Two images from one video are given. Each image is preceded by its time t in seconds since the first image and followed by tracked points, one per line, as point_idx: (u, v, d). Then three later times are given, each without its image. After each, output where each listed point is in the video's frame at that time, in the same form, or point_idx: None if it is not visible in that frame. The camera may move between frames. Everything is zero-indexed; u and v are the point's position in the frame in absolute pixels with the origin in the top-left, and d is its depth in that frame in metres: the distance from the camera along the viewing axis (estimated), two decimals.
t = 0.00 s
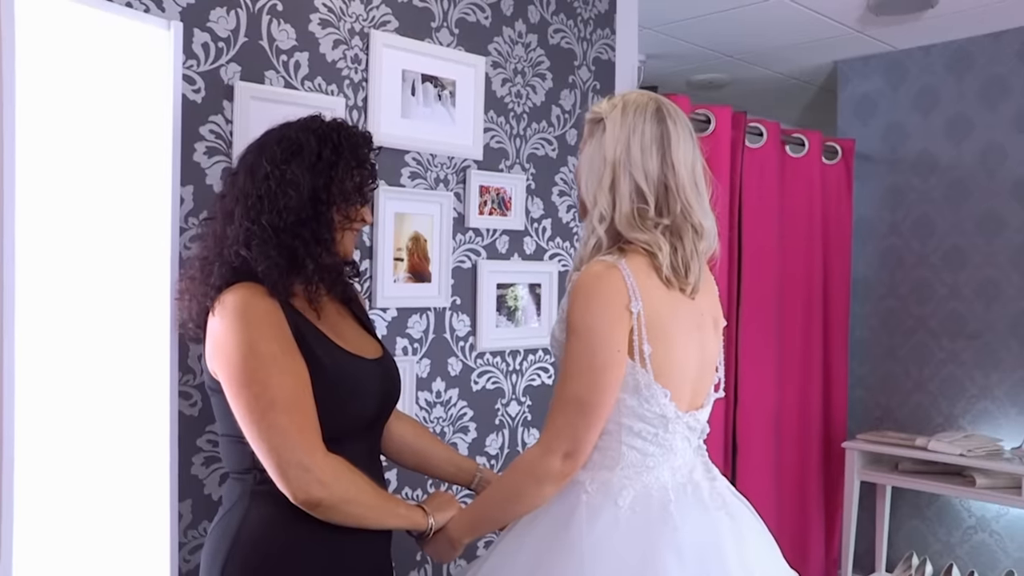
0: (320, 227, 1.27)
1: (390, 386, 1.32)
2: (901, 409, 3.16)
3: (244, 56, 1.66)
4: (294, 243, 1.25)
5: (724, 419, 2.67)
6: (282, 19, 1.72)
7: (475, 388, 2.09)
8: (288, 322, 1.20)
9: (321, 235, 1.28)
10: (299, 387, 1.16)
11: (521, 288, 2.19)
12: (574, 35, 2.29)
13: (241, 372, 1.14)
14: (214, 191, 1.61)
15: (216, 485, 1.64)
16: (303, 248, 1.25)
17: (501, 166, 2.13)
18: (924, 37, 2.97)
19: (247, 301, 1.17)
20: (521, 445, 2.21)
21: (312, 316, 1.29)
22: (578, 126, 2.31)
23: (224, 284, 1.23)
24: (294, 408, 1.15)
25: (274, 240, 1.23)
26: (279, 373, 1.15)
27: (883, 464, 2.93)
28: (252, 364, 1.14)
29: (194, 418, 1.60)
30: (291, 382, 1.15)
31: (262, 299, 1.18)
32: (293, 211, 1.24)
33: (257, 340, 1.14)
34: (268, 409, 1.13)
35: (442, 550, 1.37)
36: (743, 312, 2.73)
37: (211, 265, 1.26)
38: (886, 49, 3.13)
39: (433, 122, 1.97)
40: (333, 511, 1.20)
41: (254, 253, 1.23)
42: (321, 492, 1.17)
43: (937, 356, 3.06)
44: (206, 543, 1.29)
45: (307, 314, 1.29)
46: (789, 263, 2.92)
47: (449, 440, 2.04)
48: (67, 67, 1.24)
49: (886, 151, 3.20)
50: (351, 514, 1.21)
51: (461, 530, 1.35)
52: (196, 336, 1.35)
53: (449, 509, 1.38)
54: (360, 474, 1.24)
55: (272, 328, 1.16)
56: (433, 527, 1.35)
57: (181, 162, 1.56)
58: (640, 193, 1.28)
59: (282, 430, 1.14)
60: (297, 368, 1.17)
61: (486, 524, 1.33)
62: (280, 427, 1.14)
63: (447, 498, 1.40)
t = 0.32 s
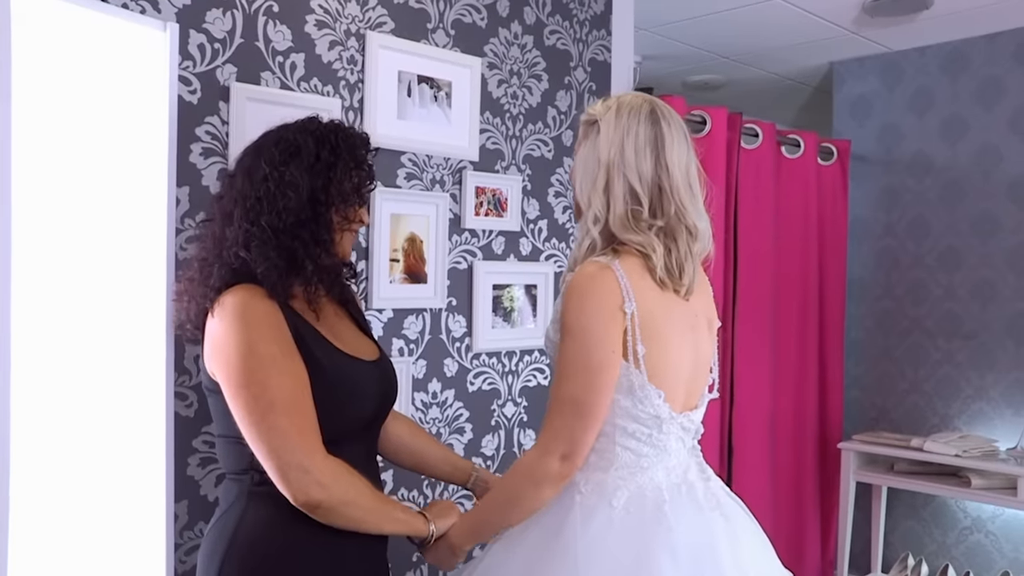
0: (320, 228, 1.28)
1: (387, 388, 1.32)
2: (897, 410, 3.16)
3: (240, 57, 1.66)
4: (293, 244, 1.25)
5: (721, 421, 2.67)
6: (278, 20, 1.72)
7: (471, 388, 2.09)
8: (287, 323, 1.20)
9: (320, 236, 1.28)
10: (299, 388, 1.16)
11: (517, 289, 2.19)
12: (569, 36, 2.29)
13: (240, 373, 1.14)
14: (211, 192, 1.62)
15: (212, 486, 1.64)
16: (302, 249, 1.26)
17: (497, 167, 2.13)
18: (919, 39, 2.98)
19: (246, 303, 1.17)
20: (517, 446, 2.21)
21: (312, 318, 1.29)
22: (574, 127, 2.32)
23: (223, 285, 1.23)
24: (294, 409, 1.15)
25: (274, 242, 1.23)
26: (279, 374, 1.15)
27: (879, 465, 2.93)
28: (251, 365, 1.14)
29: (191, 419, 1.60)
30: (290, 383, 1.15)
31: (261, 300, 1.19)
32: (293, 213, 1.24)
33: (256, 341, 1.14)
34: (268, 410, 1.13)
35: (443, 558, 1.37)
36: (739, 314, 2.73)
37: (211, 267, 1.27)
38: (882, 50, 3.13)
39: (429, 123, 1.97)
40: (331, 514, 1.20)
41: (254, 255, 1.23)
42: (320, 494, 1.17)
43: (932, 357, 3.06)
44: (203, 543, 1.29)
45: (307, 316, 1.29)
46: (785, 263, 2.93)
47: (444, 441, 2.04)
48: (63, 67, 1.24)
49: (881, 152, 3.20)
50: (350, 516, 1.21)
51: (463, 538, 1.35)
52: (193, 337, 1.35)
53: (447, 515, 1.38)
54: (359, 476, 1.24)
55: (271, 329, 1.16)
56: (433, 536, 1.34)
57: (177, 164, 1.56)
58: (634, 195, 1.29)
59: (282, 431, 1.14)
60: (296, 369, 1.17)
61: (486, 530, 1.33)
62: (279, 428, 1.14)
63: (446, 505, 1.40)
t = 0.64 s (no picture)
0: (326, 228, 1.28)
1: (388, 390, 1.32)
2: (895, 412, 3.16)
3: (239, 59, 1.66)
4: (301, 246, 1.25)
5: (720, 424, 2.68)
6: (276, 22, 1.72)
7: (469, 390, 2.09)
8: (300, 324, 1.20)
9: (325, 236, 1.28)
10: (315, 386, 1.15)
11: (516, 290, 2.19)
12: (568, 38, 2.29)
13: (257, 374, 1.13)
14: (210, 194, 1.62)
15: (211, 487, 1.65)
16: (310, 250, 1.26)
17: (495, 169, 2.14)
18: (917, 41, 2.98)
19: (259, 305, 1.17)
20: (516, 447, 2.21)
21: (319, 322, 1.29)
22: (572, 129, 2.32)
23: (233, 288, 1.22)
24: (313, 407, 1.14)
25: (282, 244, 1.23)
26: (295, 374, 1.14)
27: (878, 466, 2.93)
28: (265, 365, 1.13)
29: (189, 420, 1.61)
30: (307, 383, 1.14)
31: (273, 302, 1.18)
32: (299, 215, 1.24)
33: (270, 341, 1.14)
34: (286, 410, 1.12)
35: None
36: (738, 315, 2.74)
37: (218, 271, 1.25)
38: (880, 52, 3.13)
39: (427, 124, 1.98)
40: (351, 513, 1.17)
41: (264, 258, 1.22)
42: (341, 492, 1.16)
43: (931, 358, 3.06)
44: (203, 544, 1.29)
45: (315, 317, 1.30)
46: (783, 264, 2.93)
47: (443, 442, 2.04)
48: (62, 68, 1.24)
49: (879, 153, 3.20)
50: (370, 517, 1.18)
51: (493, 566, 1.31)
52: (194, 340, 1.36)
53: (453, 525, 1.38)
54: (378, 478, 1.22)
55: (285, 331, 1.16)
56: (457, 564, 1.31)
57: (176, 165, 1.56)
58: (630, 197, 1.29)
59: (302, 431, 1.13)
60: (311, 369, 1.16)
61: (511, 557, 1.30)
62: (299, 426, 1.13)
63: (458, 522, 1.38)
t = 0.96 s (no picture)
0: (341, 223, 1.25)
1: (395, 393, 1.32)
2: (898, 412, 3.16)
3: (241, 60, 1.66)
4: (316, 241, 1.22)
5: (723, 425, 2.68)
6: (279, 23, 1.72)
7: (472, 391, 2.09)
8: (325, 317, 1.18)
9: (339, 232, 1.25)
10: (350, 368, 1.14)
11: (518, 291, 2.19)
12: (570, 38, 2.29)
13: (293, 366, 1.11)
14: (213, 195, 1.62)
15: (214, 488, 1.65)
16: (326, 245, 1.23)
17: (498, 170, 2.14)
18: (920, 40, 2.98)
19: (285, 297, 1.15)
20: (519, 448, 2.21)
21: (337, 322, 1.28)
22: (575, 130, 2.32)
23: (252, 283, 1.19)
24: (351, 393, 1.12)
25: (299, 240, 1.21)
26: (330, 362, 1.12)
27: (881, 467, 2.92)
28: (300, 354, 1.11)
29: (192, 421, 1.60)
30: (344, 370, 1.13)
31: (298, 296, 1.16)
32: (313, 211, 1.21)
33: (301, 331, 1.12)
34: (326, 397, 1.10)
35: None
36: (741, 316, 2.73)
37: (236, 267, 1.22)
38: (882, 52, 3.13)
39: (430, 125, 1.98)
40: (401, 492, 1.15)
41: (281, 254, 1.19)
42: (389, 472, 1.14)
43: (934, 359, 3.06)
44: (203, 541, 1.28)
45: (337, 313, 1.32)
46: (786, 263, 2.93)
47: (446, 443, 2.04)
48: (61, 68, 1.24)
49: (881, 154, 3.20)
50: (419, 497, 1.16)
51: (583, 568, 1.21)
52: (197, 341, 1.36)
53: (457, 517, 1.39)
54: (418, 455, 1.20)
55: (314, 318, 1.14)
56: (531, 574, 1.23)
57: (179, 167, 1.56)
58: (632, 195, 1.28)
59: (344, 416, 1.11)
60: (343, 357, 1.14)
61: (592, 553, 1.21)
62: (342, 411, 1.11)
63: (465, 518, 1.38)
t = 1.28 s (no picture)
0: (334, 222, 1.21)
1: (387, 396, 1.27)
2: (900, 408, 3.16)
3: (241, 58, 1.66)
4: (309, 239, 1.19)
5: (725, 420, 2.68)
6: (279, 21, 1.72)
7: (473, 388, 2.09)
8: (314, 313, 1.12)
9: (333, 232, 1.21)
10: (339, 364, 1.06)
11: (519, 288, 2.19)
12: (570, 35, 2.28)
13: (278, 365, 1.04)
14: (213, 193, 1.62)
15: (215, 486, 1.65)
16: (318, 244, 1.19)
17: (499, 167, 2.13)
18: (921, 35, 2.97)
19: (272, 294, 1.09)
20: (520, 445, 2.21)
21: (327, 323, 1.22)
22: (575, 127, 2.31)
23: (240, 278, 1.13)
24: (340, 388, 1.05)
25: (291, 237, 1.17)
26: (315, 355, 1.05)
27: (883, 463, 2.92)
28: (285, 351, 1.04)
29: (193, 419, 1.60)
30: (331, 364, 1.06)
31: (286, 293, 1.10)
32: (306, 208, 1.17)
33: (285, 325, 1.05)
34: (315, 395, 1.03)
35: None
36: (742, 311, 2.73)
37: (226, 261, 1.18)
38: (883, 47, 3.13)
39: (430, 122, 1.97)
40: (396, 493, 1.08)
41: (271, 250, 1.15)
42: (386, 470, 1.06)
43: (935, 355, 3.06)
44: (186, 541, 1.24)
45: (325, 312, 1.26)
46: (786, 257, 2.92)
47: (447, 441, 2.04)
48: (61, 67, 1.23)
49: (882, 149, 3.20)
50: (417, 494, 1.08)
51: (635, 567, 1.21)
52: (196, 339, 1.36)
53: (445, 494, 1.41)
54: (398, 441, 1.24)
55: (301, 313, 1.07)
56: None
57: (179, 165, 1.56)
58: (638, 195, 1.30)
59: (335, 412, 1.04)
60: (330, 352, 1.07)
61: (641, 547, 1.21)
62: (332, 407, 1.04)
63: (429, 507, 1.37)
